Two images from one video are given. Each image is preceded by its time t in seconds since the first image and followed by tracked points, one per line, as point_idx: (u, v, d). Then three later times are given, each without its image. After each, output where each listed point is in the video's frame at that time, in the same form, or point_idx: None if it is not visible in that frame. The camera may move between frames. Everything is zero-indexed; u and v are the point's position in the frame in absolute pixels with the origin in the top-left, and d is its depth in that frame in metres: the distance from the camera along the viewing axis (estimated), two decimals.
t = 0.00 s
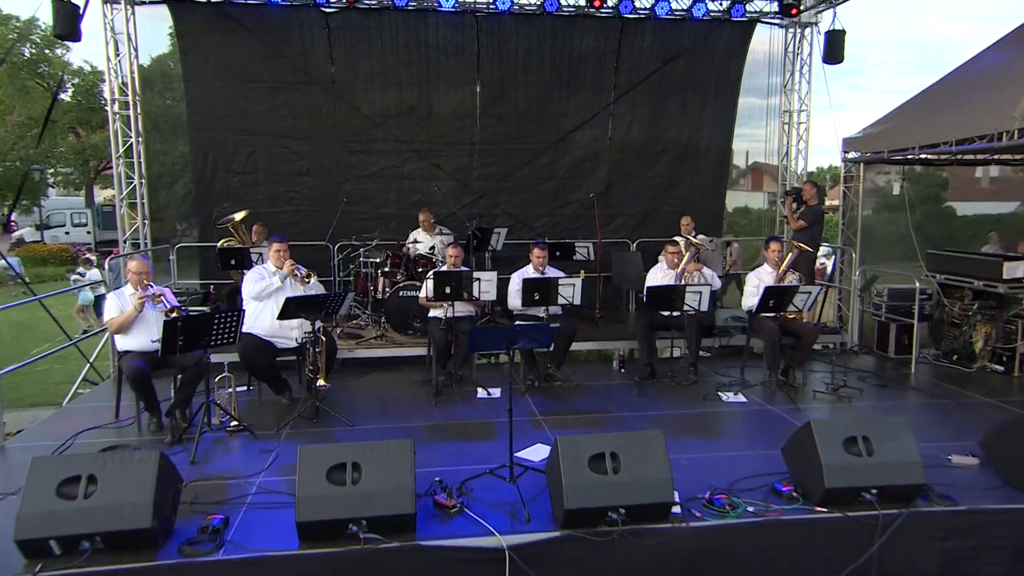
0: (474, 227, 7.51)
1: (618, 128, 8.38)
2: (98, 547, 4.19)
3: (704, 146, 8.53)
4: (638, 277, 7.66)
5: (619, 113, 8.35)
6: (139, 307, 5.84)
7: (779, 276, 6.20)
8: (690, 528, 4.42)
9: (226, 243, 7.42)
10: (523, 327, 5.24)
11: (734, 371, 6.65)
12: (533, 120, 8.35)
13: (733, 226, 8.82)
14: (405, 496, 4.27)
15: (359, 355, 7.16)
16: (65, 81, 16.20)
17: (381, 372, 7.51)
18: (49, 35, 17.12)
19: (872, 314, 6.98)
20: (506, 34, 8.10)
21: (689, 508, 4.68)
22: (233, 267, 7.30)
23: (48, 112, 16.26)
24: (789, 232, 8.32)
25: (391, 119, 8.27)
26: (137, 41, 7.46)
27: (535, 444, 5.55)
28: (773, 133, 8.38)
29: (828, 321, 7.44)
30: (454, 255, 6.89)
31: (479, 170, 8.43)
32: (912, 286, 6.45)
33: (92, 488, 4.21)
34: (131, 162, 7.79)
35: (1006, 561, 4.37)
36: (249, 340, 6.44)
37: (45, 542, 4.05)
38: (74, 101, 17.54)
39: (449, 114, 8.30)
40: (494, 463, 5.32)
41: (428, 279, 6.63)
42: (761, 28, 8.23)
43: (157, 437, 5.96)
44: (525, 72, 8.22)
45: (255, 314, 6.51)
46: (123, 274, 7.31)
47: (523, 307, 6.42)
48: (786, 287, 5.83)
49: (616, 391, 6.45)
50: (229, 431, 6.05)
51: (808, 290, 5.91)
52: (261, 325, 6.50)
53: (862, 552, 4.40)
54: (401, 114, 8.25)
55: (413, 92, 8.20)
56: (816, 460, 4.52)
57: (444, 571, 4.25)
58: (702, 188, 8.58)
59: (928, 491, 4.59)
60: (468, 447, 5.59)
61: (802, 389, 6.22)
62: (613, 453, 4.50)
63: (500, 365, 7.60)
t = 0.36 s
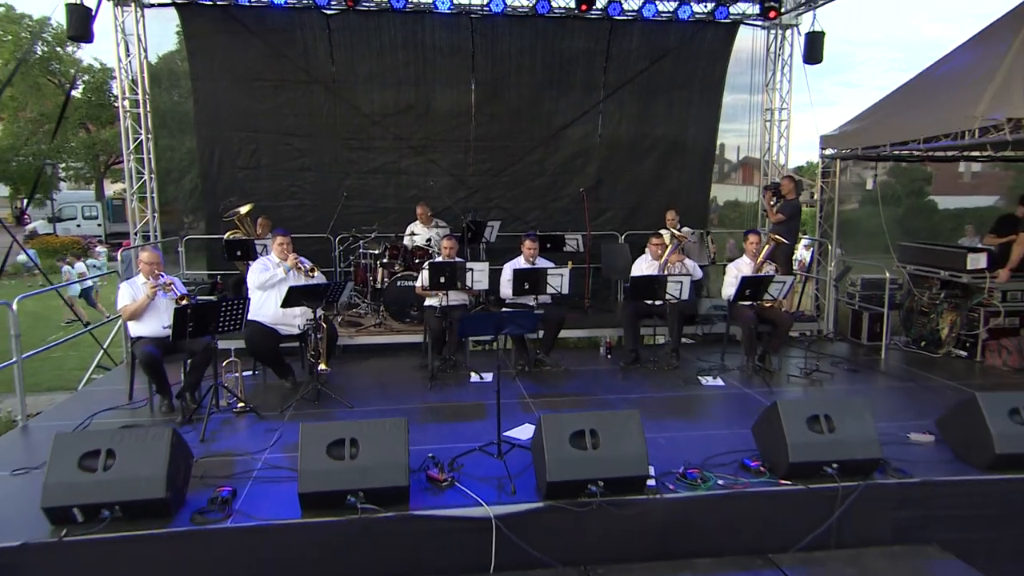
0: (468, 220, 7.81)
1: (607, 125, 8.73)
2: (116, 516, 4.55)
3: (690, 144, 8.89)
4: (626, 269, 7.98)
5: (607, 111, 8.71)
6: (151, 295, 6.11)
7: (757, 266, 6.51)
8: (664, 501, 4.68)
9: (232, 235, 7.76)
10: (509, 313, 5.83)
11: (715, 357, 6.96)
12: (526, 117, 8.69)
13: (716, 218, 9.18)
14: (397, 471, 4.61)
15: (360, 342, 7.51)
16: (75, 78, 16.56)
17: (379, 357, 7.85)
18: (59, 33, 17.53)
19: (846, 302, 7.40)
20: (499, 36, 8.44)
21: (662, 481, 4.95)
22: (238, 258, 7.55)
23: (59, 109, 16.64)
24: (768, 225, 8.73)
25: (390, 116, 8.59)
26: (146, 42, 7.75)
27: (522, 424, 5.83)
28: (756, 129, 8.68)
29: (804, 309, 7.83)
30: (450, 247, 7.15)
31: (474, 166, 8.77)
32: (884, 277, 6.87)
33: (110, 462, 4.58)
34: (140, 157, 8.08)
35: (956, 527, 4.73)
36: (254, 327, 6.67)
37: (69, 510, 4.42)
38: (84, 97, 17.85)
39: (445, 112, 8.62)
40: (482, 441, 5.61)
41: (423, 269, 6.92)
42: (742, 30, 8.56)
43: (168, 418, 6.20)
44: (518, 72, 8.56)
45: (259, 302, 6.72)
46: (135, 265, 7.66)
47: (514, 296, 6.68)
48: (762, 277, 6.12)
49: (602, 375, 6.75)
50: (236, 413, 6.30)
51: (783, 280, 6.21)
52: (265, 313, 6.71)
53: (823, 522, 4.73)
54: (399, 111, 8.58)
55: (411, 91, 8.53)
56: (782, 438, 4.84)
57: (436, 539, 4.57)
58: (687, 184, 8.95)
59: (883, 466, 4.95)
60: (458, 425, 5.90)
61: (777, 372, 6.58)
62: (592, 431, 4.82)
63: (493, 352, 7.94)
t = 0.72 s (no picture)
0: (464, 219, 8.16)
1: (597, 129, 9.14)
2: (133, 495, 4.85)
3: (676, 147, 9.28)
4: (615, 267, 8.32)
5: (596, 116, 9.12)
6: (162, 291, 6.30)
7: (736, 264, 6.86)
8: (641, 481, 5.00)
9: (238, 234, 8.07)
10: (498, 307, 6.19)
11: (697, 350, 7.32)
12: (519, 121, 9.08)
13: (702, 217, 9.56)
14: (393, 453, 4.96)
15: (360, 335, 7.96)
16: (87, 84, 17.07)
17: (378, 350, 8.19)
18: (72, 40, 18.09)
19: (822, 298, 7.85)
20: (493, 44, 8.83)
21: (641, 463, 5.29)
22: (245, 256, 7.85)
23: (72, 113, 17.17)
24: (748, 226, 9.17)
25: (389, 120, 8.95)
26: (157, 50, 8.10)
27: (511, 412, 6.17)
28: (739, 132, 9.09)
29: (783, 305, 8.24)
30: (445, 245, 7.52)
31: (470, 168, 9.14)
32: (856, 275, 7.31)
33: (127, 445, 4.90)
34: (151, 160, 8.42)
35: (916, 505, 5.07)
36: (259, 321, 6.92)
37: (89, 489, 4.72)
38: (96, 102, 18.32)
39: (441, 116, 8.99)
40: (474, 426, 5.95)
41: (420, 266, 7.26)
42: (726, 39, 8.93)
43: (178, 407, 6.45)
44: (511, 78, 8.95)
45: (265, 299, 7.03)
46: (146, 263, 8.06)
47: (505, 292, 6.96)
48: (739, 274, 6.46)
49: (590, 367, 7.10)
50: (242, 402, 6.57)
51: (759, 277, 6.56)
52: (271, 308, 7.00)
53: (789, 499, 5.08)
54: (398, 116, 8.94)
55: (409, 96, 8.90)
56: (752, 423, 5.18)
57: (431, 517, 4.89)
58: (673, 186, 9.35)
59: (846, 449, 5.31)
60: (452, 412, 6.25)
61: (755, 364, 6.94)
62: (575, 416, 5.15)
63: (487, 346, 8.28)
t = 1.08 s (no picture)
0: (461, 220, 8.56)
1: (588, 134, 9.55)
2: (153, 474, 5.19)
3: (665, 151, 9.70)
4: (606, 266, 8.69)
5: (588, 121, 9.52)
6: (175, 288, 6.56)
7: (718, 262, 7.23)
8: (623, 463, 5.36)
9: (246, 233, 8.36)
10: (489, 302, 6.62)
11: (681, 344, 7.72)
12: (514, 125, 9.47)
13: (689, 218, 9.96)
14: (392, 438, 5.31)
15: (361, 330, 8.29)
16: (97, 88, 17.57)
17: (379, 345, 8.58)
18: (84, 46, 18.63)
19: (802, 294, 8.25)
20: (489, 53, 9.23)
21: (623, 447, 5.64)
22: (251, 255, 8.11)
23: (83, 116, 17.68)
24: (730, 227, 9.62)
25: (389, 125, 9.32)
26: (168, 58, 8.43)
27: (503, 401, 6.53)
28: (724, 135, 9.56)
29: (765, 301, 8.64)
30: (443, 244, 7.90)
31: (467, 170, 9.53)
32: (832, 272, 7.73)
33: (146, 429, 5.22)
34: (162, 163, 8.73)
35: (881, 487, 5.43)
36: (265, 317, 7.17)
37: (111, 469, 5.03)
38: (107, 105, 18.71)
39: (440, 121, 9.38)
40: (468, 413, 6.32)
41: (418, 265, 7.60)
42: (710, 48, 9.38)
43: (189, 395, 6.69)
44: (507, 85, 9.35)
45: (271, 295, 7.27)
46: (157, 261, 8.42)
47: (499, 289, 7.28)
48: (720, 271, 6.80)
49: (580, 359, 7.46)
50: (251, 392, 6.82)
51: (739, 274, 6.92)
52: (277, 303, 7.23)
53: (761, 480, 5.45)
54: (398, 121, 9.31)
55: (409, 101, 9.27)
56: (728, 410, 5.53)
57: (427, 498, 5.25)
58: (661, 188, 9.78)
59: (815, 433, 5.69)
60: (447, 401, 6.62)
61: (736, 356, 7.32)
62: (562, 403, 5.50)
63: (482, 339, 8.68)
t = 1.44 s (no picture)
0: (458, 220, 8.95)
1: (581, 138, 9.97)
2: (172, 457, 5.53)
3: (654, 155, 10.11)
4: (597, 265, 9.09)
5: (581, 126, 9.94)
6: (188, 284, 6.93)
7: (702, 260, 7.62)
8: (607, 447, 5.74)
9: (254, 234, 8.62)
10: (482, 297, 7.00)
11: (666, 338, 8.13)
12: (510, 129, 9.88)
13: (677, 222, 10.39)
14: (393, 424, 5.69)
15: (363, 326, 8.70)
16: (107, 92, 17.98)
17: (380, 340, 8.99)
18: (95, 51, 19.05)
19: (783, 291, 8.66)
20: (485, 61, 9.65)
21: (609, 433, 6.02)
22: (259, 254, 8.39)
23: (96, 120, 18.14)
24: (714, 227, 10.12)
25: (390, 130, 9.72)
26: (179, 66, 8.79)
27: (497, 391, 6.92)
28: (710, 138, 10.07)
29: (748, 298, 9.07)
30: (440, 243, 8.36)
31: (465, 173, 9.94)
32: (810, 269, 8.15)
33: (164, 415, 5.54)
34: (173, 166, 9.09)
35: (849, 471, 5.81)
36: (273, 313, 7.48)
37: (133, 452, 5.37)
38: (117, 110, 19.17)
39: (438, 125, 9.78)
40: (463, 402, 6.72)
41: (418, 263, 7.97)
42: (697, 56, 9.84)
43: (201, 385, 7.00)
44: (503, 91, 9.77)
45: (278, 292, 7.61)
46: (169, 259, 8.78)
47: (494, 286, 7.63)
48: (703, 269, 7.19)
49: (572, 352, 7.85)
50: (259, 382, 7.13)
51: (721, 271, 7.30)
52: (283, 299, 7.54)
53: (737, 463, 5.83)
54: (398, 126, 9.71)
55: (409, 107, 9.67)
56: (706, 398, 5.91)
57: (426, 481, 5.63)
58: (650, 190, 10.20)
59: (788, 420, 6.09)
60: (443, 390, 7.01)
61: (718, 349, 7.71)
62: (551, 392, 5.87)
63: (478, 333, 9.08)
